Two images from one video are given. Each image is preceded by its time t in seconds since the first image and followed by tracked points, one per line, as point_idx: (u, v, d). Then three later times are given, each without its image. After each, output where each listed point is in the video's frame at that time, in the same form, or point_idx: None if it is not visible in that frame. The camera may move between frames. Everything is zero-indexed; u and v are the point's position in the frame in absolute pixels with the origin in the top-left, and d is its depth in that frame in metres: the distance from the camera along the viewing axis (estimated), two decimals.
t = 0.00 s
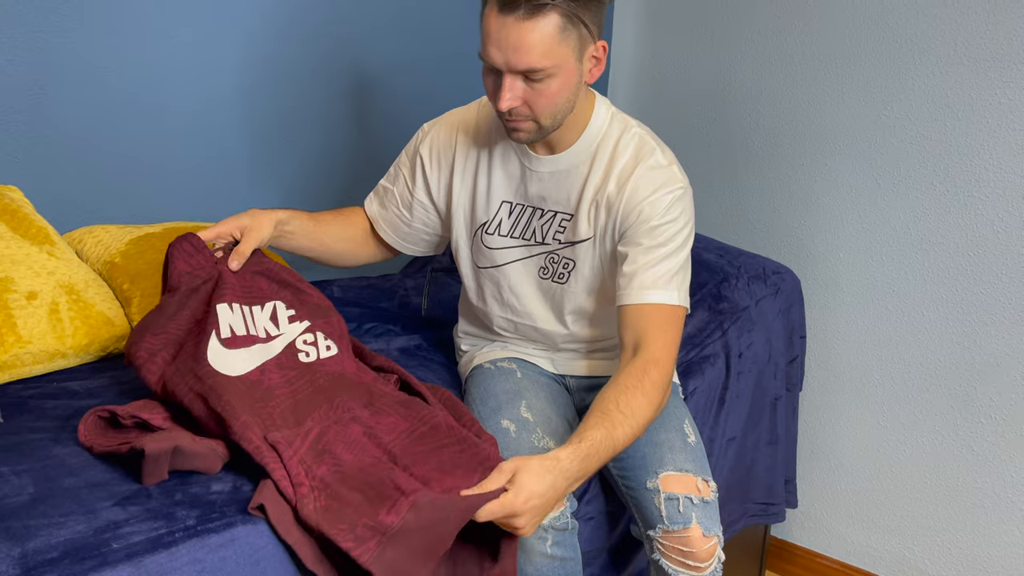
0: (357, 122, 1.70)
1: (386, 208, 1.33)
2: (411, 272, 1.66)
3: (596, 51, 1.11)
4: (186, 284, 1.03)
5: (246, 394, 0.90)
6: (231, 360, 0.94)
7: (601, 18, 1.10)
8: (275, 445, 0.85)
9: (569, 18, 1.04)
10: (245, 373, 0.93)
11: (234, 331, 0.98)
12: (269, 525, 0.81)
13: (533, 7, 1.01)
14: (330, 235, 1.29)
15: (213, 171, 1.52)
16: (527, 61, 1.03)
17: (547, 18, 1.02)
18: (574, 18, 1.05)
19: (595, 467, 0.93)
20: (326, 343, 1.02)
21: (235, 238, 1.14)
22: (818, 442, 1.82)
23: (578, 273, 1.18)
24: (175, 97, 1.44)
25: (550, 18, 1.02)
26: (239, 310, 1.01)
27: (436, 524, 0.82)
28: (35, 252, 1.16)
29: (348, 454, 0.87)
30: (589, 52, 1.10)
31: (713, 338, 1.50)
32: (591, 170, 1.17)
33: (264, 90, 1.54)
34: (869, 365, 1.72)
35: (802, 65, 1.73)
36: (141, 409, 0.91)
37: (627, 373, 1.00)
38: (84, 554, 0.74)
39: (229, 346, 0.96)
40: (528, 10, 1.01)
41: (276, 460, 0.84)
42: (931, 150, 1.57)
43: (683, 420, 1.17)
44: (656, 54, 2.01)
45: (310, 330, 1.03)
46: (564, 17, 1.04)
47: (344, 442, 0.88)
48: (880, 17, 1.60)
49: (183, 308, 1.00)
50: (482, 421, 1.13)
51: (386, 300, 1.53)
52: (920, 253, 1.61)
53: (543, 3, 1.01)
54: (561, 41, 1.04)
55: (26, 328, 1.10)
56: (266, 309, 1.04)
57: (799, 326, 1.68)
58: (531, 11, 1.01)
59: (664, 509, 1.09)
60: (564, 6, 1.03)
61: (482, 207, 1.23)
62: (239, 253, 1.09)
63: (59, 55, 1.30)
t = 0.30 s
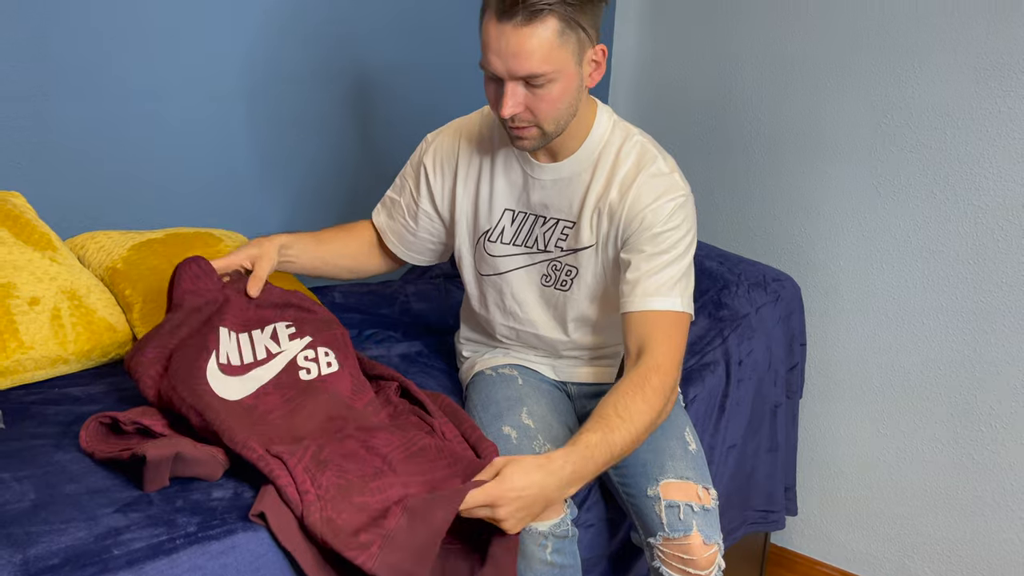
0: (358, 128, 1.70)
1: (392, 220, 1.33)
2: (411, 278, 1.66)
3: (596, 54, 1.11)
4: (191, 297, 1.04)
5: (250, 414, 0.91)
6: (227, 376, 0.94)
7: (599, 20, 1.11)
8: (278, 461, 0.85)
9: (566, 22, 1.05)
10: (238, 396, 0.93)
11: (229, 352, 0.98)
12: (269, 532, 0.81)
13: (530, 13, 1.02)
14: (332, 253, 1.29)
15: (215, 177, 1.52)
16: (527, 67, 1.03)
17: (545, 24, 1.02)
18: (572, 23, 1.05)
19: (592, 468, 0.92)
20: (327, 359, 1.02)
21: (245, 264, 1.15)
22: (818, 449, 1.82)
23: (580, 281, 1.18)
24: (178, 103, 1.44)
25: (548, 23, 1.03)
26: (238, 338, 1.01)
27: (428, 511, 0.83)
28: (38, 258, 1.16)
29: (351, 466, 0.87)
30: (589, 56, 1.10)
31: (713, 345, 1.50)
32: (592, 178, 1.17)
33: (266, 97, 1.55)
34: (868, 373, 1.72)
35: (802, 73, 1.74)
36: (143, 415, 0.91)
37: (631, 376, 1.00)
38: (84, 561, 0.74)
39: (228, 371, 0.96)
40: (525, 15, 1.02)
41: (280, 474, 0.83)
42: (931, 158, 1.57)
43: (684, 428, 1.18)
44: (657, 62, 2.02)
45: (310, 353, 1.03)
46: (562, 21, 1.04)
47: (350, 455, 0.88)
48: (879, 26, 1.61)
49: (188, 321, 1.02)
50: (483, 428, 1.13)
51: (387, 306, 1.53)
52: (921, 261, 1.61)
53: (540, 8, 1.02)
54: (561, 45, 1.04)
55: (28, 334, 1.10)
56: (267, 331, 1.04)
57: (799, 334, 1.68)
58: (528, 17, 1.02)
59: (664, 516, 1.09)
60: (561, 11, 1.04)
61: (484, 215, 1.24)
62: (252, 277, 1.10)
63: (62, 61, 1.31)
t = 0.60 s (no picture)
0: (360, 133, 1.71)
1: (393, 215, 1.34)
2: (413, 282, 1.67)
3: (597, 54, 1.12)
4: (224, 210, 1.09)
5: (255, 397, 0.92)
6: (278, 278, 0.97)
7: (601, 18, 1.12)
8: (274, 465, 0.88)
9: (570, 20, 1.05)
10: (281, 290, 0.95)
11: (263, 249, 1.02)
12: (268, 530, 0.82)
13: (535, 10, 1.02)
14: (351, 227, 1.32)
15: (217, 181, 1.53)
16: (533, 66, 1.03)
17: (550, 21, 1.03)
18: (577, 21, 1.06)
19: (571, 469, 0.89)
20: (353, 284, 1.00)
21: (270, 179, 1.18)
22: (819, 456, 1.82)
23: (574, 284, 1.18)
24: (181, 107, 1.45)
25: (553, 20, 1.03)
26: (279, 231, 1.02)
27: (404, 504, 0.79)
28: (40, 261, 1.16)
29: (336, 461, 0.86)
30: (592, 55, 1.11)
31: (714, 350, 1.50)
32: (588, 182, 1.17)
33: (269, 101, 1.55)
34: (869, 379, 1.72)
35: (802, 80, 1.75)
36: (144, 419, 0.91)
37: (614, 376, 0.98)
38: (85, 565, 0.74)
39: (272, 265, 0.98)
40: (531, 13, 1.02)
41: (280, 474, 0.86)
42: (932, 165, 1.58)
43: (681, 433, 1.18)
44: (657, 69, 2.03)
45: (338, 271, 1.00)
46: (566, 20, 1.05)
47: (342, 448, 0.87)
48: (879, 33, 1.61)
49: (230, 220, 1.07)
50: (480, 432, 1.13)
51: (388, 310, 1.54)
52: (921, 267, 1.61)
53: (544, 6, 1.02)
54: (566, 43, 1.05)
55: (30, 337, 1.10)
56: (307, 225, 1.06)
57: (799, 340, 1.68)
58: (533, 14, 1.02)
59: (661, 523, 1.09)
60: (566, 9, 1.04)
61: (482, 217, 1.24)
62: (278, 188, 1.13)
63: (66, 65, 1.31)
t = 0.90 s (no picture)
0: (360, 138, 1.71)
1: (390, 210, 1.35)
2: (412, 287, 1.67)
3: (602, 70, 1.12)
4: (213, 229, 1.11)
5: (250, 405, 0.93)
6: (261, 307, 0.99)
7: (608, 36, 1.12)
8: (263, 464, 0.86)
9: (578, 40, 1.05)
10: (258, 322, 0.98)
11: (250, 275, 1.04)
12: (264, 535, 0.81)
13: (544, 30, 1.02)
14: (348, 230, 1.32)
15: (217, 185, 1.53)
16: (539, 84, 1.03)
17: (558, 41, 1.03)
18: (583, 40, 1.06)
19: (548, 490, 0.90)
20: (341, 305, 1.06)
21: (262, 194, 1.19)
22: (818, 461, 1.82)
23: (567, 291, 1.19)
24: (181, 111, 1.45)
25: (561, 40, 1.03)
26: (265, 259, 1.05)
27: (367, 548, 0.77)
28: (39, 265, 1.16)
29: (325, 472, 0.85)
30: (597, 71, 1.11)
31: (713, 355, 1.50)
32: (584, 191, 1.17)
33: (268, 105, 1.55)
34: (868, 385, 1.72)
35: (801, 85, 1.75)
36: (142, 424, 0.91)
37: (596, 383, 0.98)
38: (83, 570, 0.73)
39: (254, 294, 1.00)
40: (539, 32, 1.02)
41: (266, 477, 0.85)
42: (931, 170, 1.58)
43: (675, 439, 1.17)
44: (656, 73, 2.03)
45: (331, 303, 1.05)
46: (574, 40, 1.04)
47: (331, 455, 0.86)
48: (879, 40, 1.62)
49: (219, 247, 1.09)
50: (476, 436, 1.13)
51: (387, 315, 1.53)
52: (920, 272, 1.61)
53: (553, 25, 1.02)
54: (573, 63, 1.04)
55: (28, 342, 1.10)
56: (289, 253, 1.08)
57: (799, 345, 1.68)
58: (541, 34, 1.02)
59: (649, 530, 1.09)
60: (574, 29, 1.04)
61: (478, 220, 1.24)
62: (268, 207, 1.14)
63: (66, 68, 1.30)
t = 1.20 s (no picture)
0: (359, 130, 1.71)
1: (389, 215, 1.34)
2: (413, 280, 1.66)
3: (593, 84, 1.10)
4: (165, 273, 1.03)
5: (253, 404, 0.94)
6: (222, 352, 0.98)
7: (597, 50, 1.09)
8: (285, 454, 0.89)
9: (564, 65, 1.03)
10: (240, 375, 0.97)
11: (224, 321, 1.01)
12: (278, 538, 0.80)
13: (528, 62, 1.01)
14: (330, 244, 1.29)
15: (217, 177, 1.52)
16: (526, 113, 1.02)
17: (543, 71, 1.01)
18: (571, 64, 1.04)
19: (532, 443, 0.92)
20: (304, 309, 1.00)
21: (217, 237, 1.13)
22: (818, 452, 1.82)
23: (576, 287, 1.18)
24: (182, 102, 1.44)
25: (547, 70, 1.02)
26: (226, 302, 1.02)
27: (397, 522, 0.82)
28: (39, 258, 1.16)
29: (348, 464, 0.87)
30: (587, 87, 1.09)
31: (715, 346, 1.50)
32: (588, 185, 1.16)
33: (268, 97, 1.55)
34: (869, 376, 1.72)
35: (802, 77, 1.74)
36: (144, 416, 0.91)
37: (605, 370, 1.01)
38: (85, 562, 0.71)
39: (220, 349, 0.98)
40: (523, 65, 1.00)
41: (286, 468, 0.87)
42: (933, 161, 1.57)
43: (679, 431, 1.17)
44: (656, 65, 2.03)
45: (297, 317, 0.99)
46: (560, 65, 1.03)
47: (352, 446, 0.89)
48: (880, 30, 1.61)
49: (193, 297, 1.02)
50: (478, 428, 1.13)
51: (388, 307, 1.53)
52: (922, 263, 1.61)
53: (538, 55, 1.01)
54: (559, 89, 1.03)
55: (29, 335, 1.10)
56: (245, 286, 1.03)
57: (799, 337, 1.69)
58: (526, 66, 1.00)
59: (656, 521, 1.09)
60: (560, 55, 1.03)
61: (482, 219, 1.24)
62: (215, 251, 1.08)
63: (65, 59, 1.30)
